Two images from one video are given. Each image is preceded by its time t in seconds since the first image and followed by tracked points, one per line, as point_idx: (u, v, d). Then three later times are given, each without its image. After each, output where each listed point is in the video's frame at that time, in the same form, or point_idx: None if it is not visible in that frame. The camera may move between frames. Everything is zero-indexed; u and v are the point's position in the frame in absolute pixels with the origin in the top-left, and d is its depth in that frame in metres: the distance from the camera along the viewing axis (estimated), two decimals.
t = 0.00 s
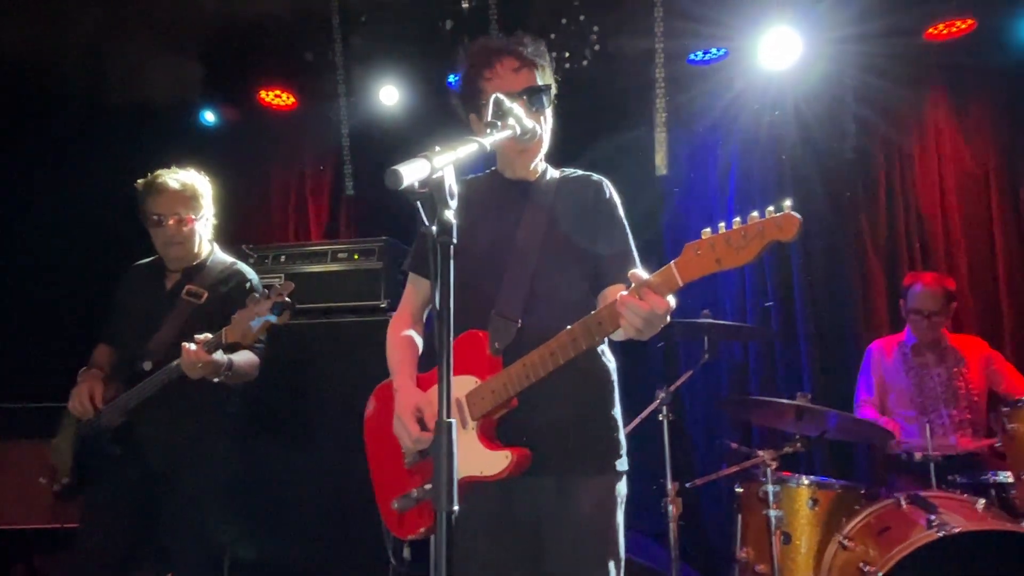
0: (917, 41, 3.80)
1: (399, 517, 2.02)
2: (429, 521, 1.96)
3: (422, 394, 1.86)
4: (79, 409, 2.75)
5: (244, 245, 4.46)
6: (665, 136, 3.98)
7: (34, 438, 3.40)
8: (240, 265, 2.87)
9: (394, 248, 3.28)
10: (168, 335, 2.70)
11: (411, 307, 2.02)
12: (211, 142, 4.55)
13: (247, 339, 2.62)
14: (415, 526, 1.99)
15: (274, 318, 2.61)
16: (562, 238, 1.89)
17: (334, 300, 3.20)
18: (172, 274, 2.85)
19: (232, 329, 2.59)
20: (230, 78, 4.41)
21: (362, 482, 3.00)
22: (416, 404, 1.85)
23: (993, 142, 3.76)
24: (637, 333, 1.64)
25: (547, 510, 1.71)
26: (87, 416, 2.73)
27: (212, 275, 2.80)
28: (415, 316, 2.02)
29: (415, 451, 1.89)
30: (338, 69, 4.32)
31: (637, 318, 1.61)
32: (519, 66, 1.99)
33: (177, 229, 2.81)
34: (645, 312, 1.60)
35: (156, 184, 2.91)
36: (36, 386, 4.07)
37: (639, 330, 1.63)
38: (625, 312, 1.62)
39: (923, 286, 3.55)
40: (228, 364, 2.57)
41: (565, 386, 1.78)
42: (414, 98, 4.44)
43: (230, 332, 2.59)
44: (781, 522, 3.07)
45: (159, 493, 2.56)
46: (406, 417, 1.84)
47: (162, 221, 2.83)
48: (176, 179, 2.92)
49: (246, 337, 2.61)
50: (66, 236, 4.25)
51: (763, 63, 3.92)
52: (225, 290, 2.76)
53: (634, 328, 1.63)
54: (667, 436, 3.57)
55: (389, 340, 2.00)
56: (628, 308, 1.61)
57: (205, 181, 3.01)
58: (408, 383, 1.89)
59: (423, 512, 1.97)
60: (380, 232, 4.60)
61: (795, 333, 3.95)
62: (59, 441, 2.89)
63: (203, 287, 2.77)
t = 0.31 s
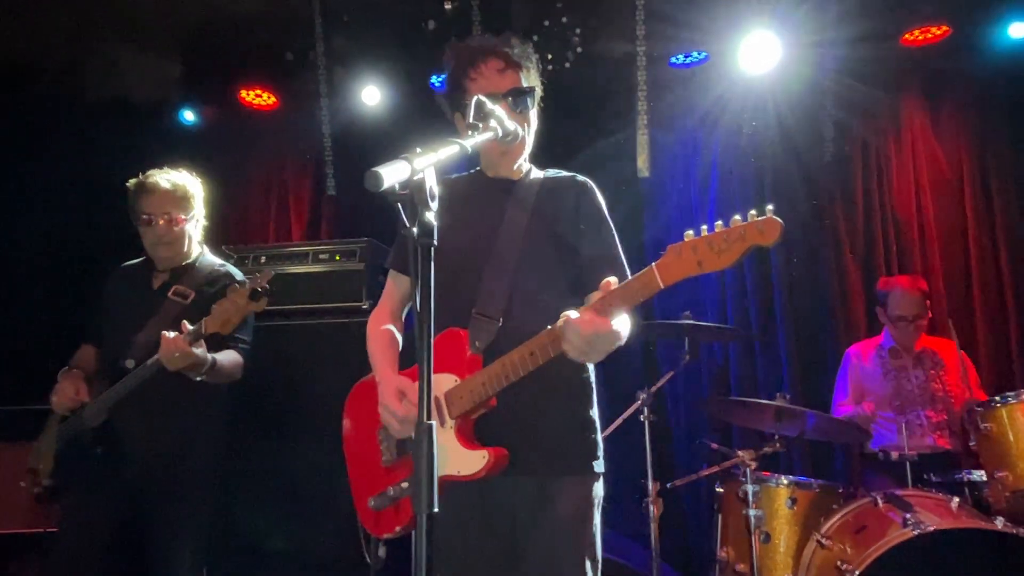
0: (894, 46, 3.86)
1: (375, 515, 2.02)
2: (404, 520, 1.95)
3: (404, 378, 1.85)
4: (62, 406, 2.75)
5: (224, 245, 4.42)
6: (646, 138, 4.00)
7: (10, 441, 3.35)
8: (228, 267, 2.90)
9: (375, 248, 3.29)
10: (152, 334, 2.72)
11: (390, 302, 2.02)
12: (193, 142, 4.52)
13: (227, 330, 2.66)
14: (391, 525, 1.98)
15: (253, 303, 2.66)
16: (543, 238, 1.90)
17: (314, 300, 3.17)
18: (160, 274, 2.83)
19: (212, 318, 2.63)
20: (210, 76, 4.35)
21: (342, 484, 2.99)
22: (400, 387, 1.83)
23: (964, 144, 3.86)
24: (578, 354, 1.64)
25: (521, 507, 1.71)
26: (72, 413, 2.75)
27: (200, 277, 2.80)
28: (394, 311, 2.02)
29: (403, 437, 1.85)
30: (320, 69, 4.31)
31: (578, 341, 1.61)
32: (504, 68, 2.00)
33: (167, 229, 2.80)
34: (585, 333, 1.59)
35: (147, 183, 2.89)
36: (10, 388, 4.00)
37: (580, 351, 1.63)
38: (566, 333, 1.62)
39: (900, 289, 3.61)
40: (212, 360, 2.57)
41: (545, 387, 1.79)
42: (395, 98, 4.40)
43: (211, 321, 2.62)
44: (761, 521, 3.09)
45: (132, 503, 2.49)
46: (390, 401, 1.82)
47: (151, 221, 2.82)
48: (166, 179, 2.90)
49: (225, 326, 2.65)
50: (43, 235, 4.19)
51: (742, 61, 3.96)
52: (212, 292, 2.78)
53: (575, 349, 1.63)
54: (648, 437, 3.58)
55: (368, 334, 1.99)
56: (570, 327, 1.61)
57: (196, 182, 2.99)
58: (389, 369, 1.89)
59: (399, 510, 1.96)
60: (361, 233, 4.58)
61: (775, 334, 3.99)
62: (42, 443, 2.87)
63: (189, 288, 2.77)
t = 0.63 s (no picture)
0: (879, 50, 3.90)
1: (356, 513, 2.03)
2: (387, 518, 1.95)
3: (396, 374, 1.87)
4: (49, 409, 2.72)
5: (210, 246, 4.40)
6: (633, 140, 4.01)
7: None
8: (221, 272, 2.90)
9: (361, 249, 3.29)
10: (140, 335, 2.72)
11: (367, 298, 2.01)
12: (178, 144, 4.50)
13: (216, 331, 2.64)
14: (373, 523, 1.99)
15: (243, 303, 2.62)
16: (531, 240, 1.91)
17: (301, 301, 3.16)
18: (154, 278, 2.82)
19: (201, 319, 2.61)
20: (196, 76, 4.34)
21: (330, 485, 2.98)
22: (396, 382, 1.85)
23: (947, 147, 3.92)
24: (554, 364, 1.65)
25: (506, 506, 1.72)
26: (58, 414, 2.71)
27: (193, 281, 2.79)
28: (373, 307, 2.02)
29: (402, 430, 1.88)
30: (307, 69, 4.26)
31: (556, 352, 1.63)
32: (490, 70, 2.00)
33: (162, 234, 2.78)
34: (563, 347, 1.61)
35: (143, 187, 2.87)
36: None
37: (557, 362, 1.64)
38: (543, 344, 1.63)
39: (888, 290, 3.64)
40: (201, 366, 2.55)
41: (531, 388, 1.80)
42: (383, 99, 4.38)
43: (200, 323, 2.60)
44: (747, 521, 3.11)
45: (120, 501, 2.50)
46: (389, 398, 1.83)
47: (146, 226, 2.79)
48: (162, 183, 2.88)
49: (215, 327, 2.63)
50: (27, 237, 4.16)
51: (727, 62, 3.98)
52: (205, 296, 2.78)
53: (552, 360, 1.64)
54: (636, 438, 3.60)
55: (349, 331, 1.99)
56: (548, 340, 1.62)
57: (192, 185, 2.97)
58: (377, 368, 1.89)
59: (382, 508, 1.98)
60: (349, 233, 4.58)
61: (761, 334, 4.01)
62: (27, 445, 2.85)
63: (181, 291, 2.76)
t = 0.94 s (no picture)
0: (862, 51, 3.94)
1: (340, 515, 2.04)
2: (372, 519, 1.98)
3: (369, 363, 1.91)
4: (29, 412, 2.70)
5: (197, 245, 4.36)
6: (621, 140, 4.02)
7: None
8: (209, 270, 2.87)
9: (347, 249, 3.29)
10: (125, 335, 2.70)
11: (358, 302, 2.02)
12: (163, 142, 4.47)
13: (202, 325, 2.63)
14: (356, 524, 2.01)
15: (228, 294, 2.63)
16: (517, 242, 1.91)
17: (287, 301, 3.15)
18: (141, 278, 2.80)
19: (185, 313, 2.60)
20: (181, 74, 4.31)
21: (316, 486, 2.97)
22: (370, 373, 1.89)
23: (930, 147, 3.96)
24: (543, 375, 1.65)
25: (493, 505, 1.73)
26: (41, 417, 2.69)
27: (179, 280, 2.78)
28: (361, 310, 2.01)
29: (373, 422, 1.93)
30: (294, 67, 4.24)
31: (544, 362, 1.63)
32: (477, 72, 2.00)
33: (146, 235, 2.74)
34: (552, 356, 1.61)
35: (124, 188, 2.82)
36: None
37: (545, 372, 1.64)
38: (531, 354, 1.63)
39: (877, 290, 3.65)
40: (187, 360, 2.53)
41: (517, 387, 1.80)
42: (371, 98, 4.32)
43: (185, 316, 2.59)
44: (733, 519, 3.12)
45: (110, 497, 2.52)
46: (362, 388, 1.88)
47: (129, 228, 2.76)
48: (144, 183, 2.84)
49: (200, 320, 2.62)
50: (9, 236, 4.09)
51: (714, 64, 4.01)
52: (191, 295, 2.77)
53: (540, 370, 1.64)
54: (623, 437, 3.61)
55: (337, 333, 1.98)
56: (534, 349, 1.63)
57: (175, 182, 2.92)
58: (351, 354, 1.93)
59: (365, 509, 2.00)
60: (336, 233, 4.55)
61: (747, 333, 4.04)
62: (10, 446, 2.82)
63: (169, 289, 2.75)
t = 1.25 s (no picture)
0: (844, 53, 3.97)
1: (320, 518, 2.04)
2: (349, 522, 1.97)
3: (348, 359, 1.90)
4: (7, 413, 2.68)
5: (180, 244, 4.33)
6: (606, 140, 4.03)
7: None
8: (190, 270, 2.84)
9: (333, 249, 3.24)
10: (108, 335, 2.69)
11: (349, 308, 2.01)
12: (145, 141, 4.45)
13: (186, 332, 2.63)
14: (335, 528, 2.00)
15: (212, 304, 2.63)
16: (501, 245, 1.91)
17: (271, 301, 3.12)
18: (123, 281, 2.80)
19: (168, 320, 2.60)
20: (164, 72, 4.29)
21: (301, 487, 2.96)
22: (346, 368, 1.87)
23: (910, 148, 4.00)
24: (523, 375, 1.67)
25: (477, 506, 1.73)
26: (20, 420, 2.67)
27: (162, 281, 2.77)
28: (352, 316, 2.01)
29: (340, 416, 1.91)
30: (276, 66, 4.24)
31: (522, 362, 1.63)
32: (464, 77, 2.01)
33: (116, 243, 2.71)
34: (529, 354, 1.62)
35: (89, 195, 2.76)
36: None
37: (525, 372, 1.66)
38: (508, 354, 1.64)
39: (854, 290, 3.69)
40: (163, 370, 2.51)
41: (501, 388, 1.81)
42: (355, 95, 4.36)
43: (167, 324, 2.59)
44: (718, 517, 3.15)
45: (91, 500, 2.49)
46: (336, 384, 1.86)
47: (100, 236, 2.73)
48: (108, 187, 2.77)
49: (183, 328, 2.62)
50: None
51: (699, 66, 4.04)
52: (173, 295, 2.75)
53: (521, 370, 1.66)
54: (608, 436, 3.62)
55: (325, 335, 1.96)
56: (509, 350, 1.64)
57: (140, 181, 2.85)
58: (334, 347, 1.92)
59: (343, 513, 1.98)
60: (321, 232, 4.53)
61: (730, 333, 4.07)
62: None
63: (150, 291, 2.73)
